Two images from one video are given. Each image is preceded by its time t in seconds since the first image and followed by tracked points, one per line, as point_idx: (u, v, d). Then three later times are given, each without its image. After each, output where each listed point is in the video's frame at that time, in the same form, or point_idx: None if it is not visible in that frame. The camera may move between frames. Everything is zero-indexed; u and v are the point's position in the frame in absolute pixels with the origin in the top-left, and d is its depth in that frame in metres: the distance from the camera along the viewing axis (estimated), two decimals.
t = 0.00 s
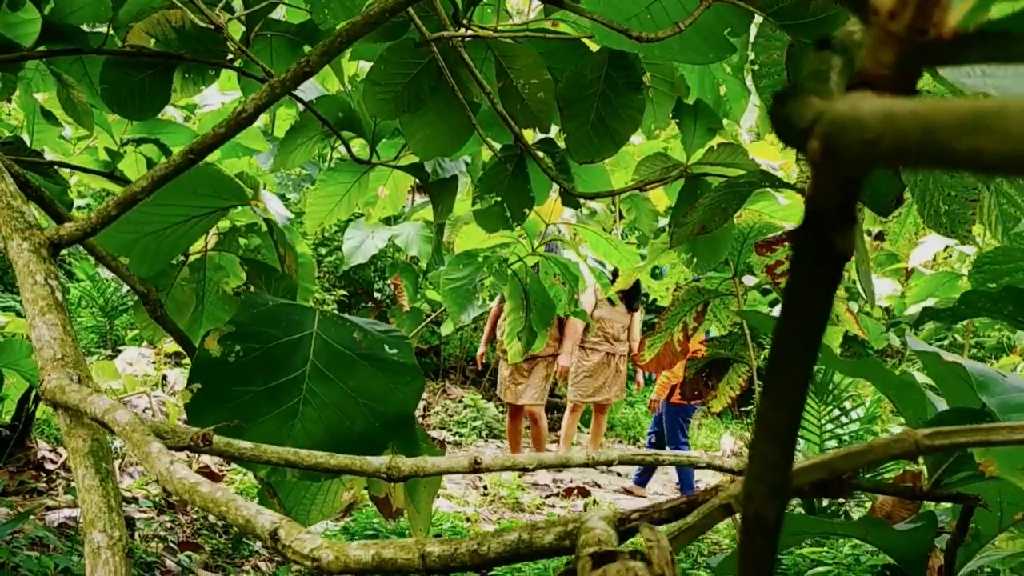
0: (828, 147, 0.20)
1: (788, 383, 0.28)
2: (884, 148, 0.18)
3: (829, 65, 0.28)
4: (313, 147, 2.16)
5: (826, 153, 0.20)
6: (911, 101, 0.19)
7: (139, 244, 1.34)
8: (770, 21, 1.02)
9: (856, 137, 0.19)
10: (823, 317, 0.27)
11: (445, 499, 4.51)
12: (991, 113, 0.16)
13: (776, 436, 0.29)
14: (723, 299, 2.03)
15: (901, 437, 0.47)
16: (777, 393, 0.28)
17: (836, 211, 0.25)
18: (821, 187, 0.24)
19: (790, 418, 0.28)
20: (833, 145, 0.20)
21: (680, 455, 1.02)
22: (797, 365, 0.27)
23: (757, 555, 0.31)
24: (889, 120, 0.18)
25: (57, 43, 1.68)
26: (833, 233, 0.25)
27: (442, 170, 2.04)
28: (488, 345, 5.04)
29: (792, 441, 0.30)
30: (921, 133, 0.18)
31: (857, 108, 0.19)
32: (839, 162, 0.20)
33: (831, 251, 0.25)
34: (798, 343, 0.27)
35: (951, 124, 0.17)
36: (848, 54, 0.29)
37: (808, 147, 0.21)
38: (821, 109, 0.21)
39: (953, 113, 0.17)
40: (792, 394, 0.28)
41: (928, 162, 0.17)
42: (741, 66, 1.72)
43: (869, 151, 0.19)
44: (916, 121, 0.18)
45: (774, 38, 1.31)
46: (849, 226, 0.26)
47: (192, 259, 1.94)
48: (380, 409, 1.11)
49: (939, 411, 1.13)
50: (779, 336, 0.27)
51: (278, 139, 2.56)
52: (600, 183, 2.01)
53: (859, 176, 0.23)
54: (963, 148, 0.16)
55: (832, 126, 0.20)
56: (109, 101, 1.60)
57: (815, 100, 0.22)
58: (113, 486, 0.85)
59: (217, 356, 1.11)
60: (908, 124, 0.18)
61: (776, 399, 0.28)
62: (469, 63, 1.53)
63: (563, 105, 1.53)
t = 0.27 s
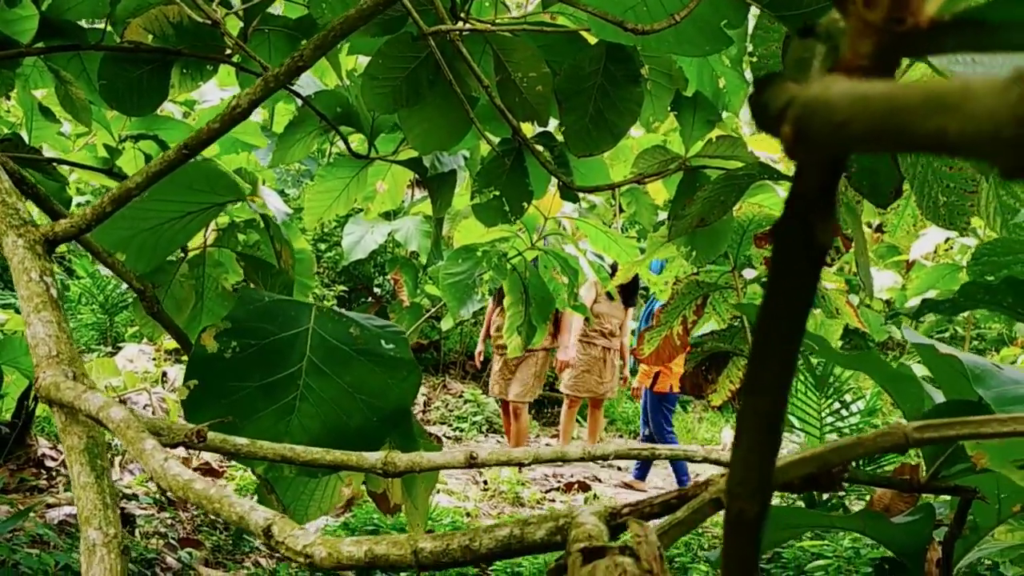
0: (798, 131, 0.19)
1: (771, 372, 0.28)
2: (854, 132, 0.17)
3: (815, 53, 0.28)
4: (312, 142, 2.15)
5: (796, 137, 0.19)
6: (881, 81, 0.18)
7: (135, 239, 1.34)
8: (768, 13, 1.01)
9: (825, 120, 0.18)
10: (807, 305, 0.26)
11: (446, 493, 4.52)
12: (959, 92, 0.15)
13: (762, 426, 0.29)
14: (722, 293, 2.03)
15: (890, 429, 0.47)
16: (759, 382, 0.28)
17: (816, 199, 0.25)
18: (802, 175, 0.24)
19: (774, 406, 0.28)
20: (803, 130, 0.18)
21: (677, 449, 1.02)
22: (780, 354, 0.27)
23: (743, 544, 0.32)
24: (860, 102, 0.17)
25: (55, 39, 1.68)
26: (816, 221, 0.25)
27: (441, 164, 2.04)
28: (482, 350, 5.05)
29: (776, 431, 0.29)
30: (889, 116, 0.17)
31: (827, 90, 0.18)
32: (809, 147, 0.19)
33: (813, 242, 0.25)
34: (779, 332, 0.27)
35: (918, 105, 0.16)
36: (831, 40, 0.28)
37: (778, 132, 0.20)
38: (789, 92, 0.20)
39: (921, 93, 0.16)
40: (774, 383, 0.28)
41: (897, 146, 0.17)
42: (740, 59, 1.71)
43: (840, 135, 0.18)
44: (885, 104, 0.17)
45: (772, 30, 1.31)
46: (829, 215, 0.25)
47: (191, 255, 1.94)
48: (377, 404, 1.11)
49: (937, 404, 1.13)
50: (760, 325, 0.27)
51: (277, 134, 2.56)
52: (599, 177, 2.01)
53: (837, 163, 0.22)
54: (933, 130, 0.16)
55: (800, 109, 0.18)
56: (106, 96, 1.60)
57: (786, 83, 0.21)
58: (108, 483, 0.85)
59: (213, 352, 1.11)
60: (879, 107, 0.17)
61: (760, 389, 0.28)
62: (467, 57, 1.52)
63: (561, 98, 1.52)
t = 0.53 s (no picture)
0: (777, 170, 0.20)
1: (756, 394, 0.28)
2: (828, 173, 0.19)
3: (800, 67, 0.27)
4: (309, 145, 2.15)
5: (775, 175, 0.20)
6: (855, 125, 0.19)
7: (133, 249, 1.34)
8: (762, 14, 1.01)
9: (802, 161, 0.19)
10: (790, 331, 0.27)
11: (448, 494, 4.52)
12: (925, 142, 0.17)
13: (749, 449, 0.29)
14: (721, 290, 2.03)
15: (883, 440, 0.48)
16: (748, 405, 0.28)
17: (797, 225, 0.25)
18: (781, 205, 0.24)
19: (760, 431, 0.29)
20: (782, 168, 0.20)
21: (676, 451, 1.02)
22: (765, 376, 0.27)
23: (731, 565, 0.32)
24: (834, 145, 0.19)
25: (50, 46, 1.67)
26: (797, 247, 0.25)
27: (438, 166, 2.01)
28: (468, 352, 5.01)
29: (763, 455, 0.30)
30: (861, 161, 0.18)
31: (803, 132, 0.20)
32: (788, 186, 0.20)
33: (797, 268, 0.25)
34: (764, 356, 0.27)
35: (888, 151, 0.17)
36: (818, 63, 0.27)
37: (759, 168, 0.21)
38: (772, 129, 0.21)
39: (892, 139, 0.17)
40: (761, 407, 0.28)
41: (868, 188, 0.18)
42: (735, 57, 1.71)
43: (815, 176, 0.19)
44: (857, 147, 0.18)
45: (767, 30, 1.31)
46: (813, 240, 0.25)
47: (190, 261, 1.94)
48: (375, 410, 1.11)
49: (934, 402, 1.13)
50: (747, 349, 0.27)
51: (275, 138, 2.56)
52: (596, 177, 2.01)
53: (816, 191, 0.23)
54: (901, 177, 0.17)
55: (781, 148, 0.20)
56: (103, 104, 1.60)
57: (770, 120, 0.22)
58: (107, 496, 0.86)
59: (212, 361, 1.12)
60: (850, 149, 0.18)
61: (748, 411, 0.28)
62: (463, 59, 1.52)
63: (557, 100, 1.52)
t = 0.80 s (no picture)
0: (765, 193, 0.20)
1: (747, 405, 0.28)
2: (814, 200, 0.19)
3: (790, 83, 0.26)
4: (305, 147, 2.15)
5: (763, 198, 0.20)
6: (841, 149, 0.19)
7: (128, 254, 1.34)
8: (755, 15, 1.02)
9: (789, 186, 0.20)
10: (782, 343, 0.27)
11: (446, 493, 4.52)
12: (910, 170, 0.17)
13: (742, 458, 0.29)
14: (717, 289, 2.03)
15: (877, 443, 0.48)
16: (741, 416, 0.29)
17: (788, 241, 0.25)
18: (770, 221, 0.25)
19: (752, 440, 0.29)
20: (768, 191, 0.20)
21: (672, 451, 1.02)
22: (757, 386, 0.28)
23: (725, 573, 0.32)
24: (820, 171, 0.19)
25: (45, 50, 1.67)
26: (786, 260, 0.25)
27: (433, 167, 2.02)
28: (440, 359, 4.95)
29: (757, 463, 0.30)
30: (846, 189, 0.18)
31: (791, 155, 0.20)
32: (776, 208, 0.20)
33: (788, 282, 0.26)
34: (757, 368, 0.27)
35: (873, 179, 0.17)
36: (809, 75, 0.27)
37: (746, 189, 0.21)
38: (760, 151, 0.21)
39: (877, 167, 0.17)
40: (754, 417, 0.28)
41: (855, 216, 0.18)
42: (729, 57, 1.71)
43: (802, 202, 0.19)
44: (842, 175, 0.18)
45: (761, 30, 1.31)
46: (804, 253, 0.26)
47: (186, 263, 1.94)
48: (372, 413, 1.11)
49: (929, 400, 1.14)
50: (741, 361, 0.28)
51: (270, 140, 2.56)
52: (592, 177, 2.01)
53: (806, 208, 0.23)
54: (884, 206, 0.17)
55: (769, 172, 0.20)
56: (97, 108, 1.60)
57: (758, 139, 0.22)
58: (105, 502, 0.86)
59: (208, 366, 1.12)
60: (834, 176, 0.18)
61: (742, 422, 0.29)
62: (457, 61, 1.52)
63: (551, 101, 1.53)
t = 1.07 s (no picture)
0: (752, 166, 0.20)
1: (737, 390, 0.28)
2: (802, 169, 0.19)
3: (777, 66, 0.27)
4: (295, 146, 2.14)
5: (749, 172, 0.20)
6: (828, 120, 0.19)
7: (117, 253, 1.33)
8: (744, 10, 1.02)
9: (775, 158, 0.20)
10: (770, 327, 0.27)
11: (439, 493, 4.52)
12: (897, 137, 0.17)
13: (732, 445, 0.29)
14: (709, 286, 2.04)
15: (868, 432, 0.48)
16: (730, 402, 0.29)
17: (774, 221, 0.25)
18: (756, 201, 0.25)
19: (742, 426, 0.29)
20: (755, 162, 0.20)
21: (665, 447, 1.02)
22: (746, 372, 0.28)
23: (717, 563, 0.32)
24: (806, 141, 0.19)
25: (32, 51, 1.66)
26: (775, 241, 0.25)
27: (424, 166, 2.02)
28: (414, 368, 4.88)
29: (746, 450, 0.30)
30: (833, 158, 0.18)
31: (778, 128, 0.20)
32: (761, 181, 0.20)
33: (776, 263, 0.26)
34: (745, 351, 0.27)
35: (863, 147, 0.17)
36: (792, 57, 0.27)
37: (733, 164, 0.21)
38: (747, 126, 0.21)
39: (866, 135, 0.18)
40: (743, 403, 0.28)
41: (842, 184, 0.18)
42: (718, 54, 1.72)
43: (789, 172, 0.19)
44: (829, 143, 0.18)
45: (750, 26, 1.31)
46: (791, 234, 0.26)
47: (176, 264, 1.93)
48: (363, 410, 1.11)
49: (921, 393, 1.14)
50: (729, 347, 0.28)
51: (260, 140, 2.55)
52: (582, 175, 2.01)
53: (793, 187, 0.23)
54: (872, 173, 0.17)
55: (756, 143, 0.20)
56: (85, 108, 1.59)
57: (744, 115, 0.22)
58: (94, 501, 0.86)
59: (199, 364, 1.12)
60: (821, 145, 0.18)
61: (731, 408, 0.29)
62: (447, 59, 1.52)
63: (541, 98, 1.53)
